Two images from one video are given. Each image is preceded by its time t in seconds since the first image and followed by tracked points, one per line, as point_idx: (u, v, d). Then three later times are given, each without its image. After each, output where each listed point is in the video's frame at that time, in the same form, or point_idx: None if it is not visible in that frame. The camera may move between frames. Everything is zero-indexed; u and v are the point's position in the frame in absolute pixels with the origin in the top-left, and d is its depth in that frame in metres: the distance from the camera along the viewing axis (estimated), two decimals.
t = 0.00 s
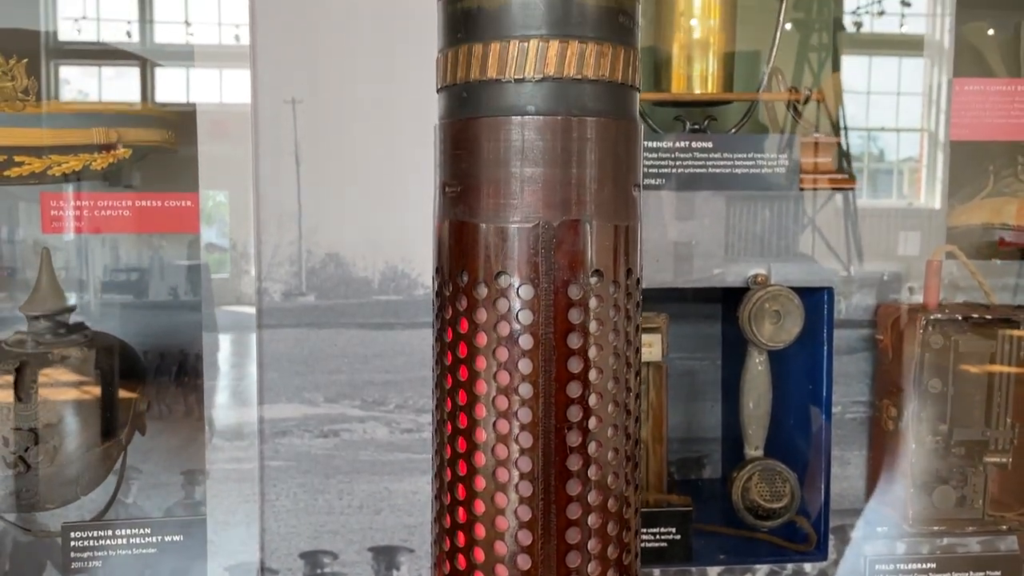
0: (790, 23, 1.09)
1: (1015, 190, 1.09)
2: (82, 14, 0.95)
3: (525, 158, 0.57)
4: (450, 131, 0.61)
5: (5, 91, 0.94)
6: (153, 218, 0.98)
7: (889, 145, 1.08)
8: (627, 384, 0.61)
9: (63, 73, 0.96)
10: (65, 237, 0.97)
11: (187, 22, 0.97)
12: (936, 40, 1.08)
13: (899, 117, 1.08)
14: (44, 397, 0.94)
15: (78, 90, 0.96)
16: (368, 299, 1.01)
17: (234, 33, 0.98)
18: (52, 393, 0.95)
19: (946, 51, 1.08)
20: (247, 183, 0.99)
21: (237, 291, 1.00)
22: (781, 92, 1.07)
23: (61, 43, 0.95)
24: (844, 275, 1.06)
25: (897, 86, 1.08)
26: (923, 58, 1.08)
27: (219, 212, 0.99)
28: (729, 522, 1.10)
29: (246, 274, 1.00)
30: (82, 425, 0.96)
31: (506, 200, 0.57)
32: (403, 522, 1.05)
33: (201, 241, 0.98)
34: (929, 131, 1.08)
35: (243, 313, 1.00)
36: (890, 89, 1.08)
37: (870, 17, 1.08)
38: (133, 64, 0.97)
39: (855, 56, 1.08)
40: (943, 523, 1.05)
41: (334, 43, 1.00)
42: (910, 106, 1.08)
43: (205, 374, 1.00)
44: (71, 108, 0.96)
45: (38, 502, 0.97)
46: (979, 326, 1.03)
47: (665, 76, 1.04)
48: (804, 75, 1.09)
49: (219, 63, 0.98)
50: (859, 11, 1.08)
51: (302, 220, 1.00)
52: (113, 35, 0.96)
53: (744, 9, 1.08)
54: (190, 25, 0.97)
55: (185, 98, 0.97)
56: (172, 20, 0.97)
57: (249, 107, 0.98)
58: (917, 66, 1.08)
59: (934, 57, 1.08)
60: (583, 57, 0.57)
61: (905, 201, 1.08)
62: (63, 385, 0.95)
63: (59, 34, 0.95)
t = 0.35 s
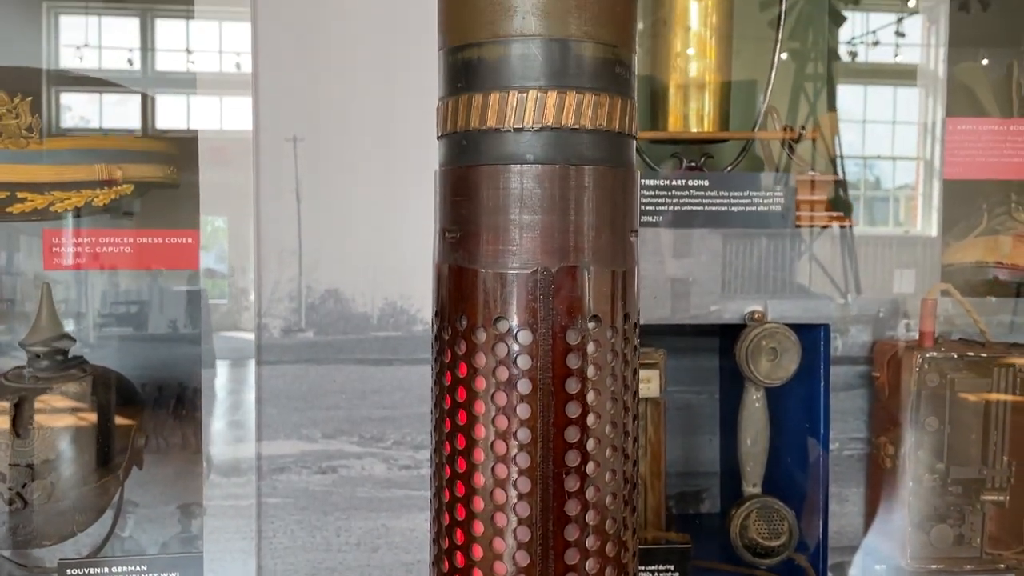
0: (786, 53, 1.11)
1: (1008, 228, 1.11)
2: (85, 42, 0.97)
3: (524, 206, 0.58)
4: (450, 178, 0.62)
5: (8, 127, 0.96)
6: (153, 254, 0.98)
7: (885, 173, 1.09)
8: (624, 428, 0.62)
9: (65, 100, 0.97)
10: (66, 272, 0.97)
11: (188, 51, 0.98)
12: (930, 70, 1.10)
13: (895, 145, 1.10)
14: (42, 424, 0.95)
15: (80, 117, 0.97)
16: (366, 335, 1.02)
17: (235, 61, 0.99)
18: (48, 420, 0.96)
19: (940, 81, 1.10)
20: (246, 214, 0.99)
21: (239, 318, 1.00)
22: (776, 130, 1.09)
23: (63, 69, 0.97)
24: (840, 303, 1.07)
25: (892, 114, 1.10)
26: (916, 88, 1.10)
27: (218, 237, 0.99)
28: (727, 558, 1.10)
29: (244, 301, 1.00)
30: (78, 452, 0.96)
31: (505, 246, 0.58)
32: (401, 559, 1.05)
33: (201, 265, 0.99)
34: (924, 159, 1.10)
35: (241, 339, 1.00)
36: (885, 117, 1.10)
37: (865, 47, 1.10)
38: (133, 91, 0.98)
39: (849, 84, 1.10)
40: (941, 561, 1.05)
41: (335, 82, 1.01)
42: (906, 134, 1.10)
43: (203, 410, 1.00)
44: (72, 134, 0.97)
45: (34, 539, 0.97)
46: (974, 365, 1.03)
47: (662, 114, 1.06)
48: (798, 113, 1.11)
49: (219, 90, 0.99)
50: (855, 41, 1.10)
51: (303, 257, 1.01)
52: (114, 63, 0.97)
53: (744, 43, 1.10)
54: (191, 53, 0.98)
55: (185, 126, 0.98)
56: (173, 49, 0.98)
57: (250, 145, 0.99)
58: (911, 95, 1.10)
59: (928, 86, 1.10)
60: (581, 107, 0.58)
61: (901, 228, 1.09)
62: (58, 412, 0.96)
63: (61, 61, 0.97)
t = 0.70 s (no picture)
0: (781, 85, 1.13)
1: (1000, 266, 1.12)
2: (86, 72, 0.98)
3: (518, 252, 0.58)
4: (445, 222, 0.63)
5: (8, 164, 0.97)
6: (150, 291, 0.98)
7: (881, 205, 1.11)
8: (618, 473, 0.62)
9: (65, 128, 0.97)
10: (63, 309, 0.98)
11: (189, 80, 0.99)
12: (924, 102, 1.12)
13: (890, 177, 1.11)
14: (36, 453, 0.96)
15: (80, 146, 0.98)
16: (361, 372, 1.02)
17: (235, 91, 1.00)
18: (43, 449, 0.96)
19: (934, 113, 1.12)
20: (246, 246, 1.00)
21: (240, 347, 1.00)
22: (770, 169, 1.10)
23: (63, 99, 0.97)
24: (838, 332, 1.07)
25: (887, 146, 1.11)
26: (910, 119, 1.12)
27: (218, 264, 0.99)
28: None
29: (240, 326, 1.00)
30: (71, 481, 0.97)
31: (499, 291, 0.59)
32: None
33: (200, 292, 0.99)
34: (919, 190, 1.11)
35: (238, 370, 1.00)
36: (880, 149, 1.11)
37: (859, 79, 1.11)
38: (133, 120, 0.98)
39: (843, 115, 1.12)
40: None
41: (333, 120, 1.02)
42: (899, 165, 1.11)
43: (197, 443, 1.00)
44: (72, 164, 0.98)
45: None
46: (969, 405, 1.03)
47: (656, 152, 1.08)
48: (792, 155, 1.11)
49: (219, 120, 0.99)
50: (849, 73, 1.12)
51: (299, 294, 1.01)
52: (115, 92, 0.98)
53: (738, 75, 1.11)
54: (191, 83, 0.99)
55: (185, 156, 0.99)
56: (174, 79, 0.99)
57: (249, 183, 1.00)
58: (905, 127, 1.12)
59: (922, 118, 1.12)
60: (574, 154, 0.59)
61: (896, 258, 1.10)
62: (52, 441, 0.96)
63: (62, 91, 0.97)
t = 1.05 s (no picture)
0: (776, 119, 1.16)
1: (992, 311, 1.13)
2: (87, 104, 0.99)
3: (513, 310, 0.59)
4: (442, 280, 0.64)
5: (11, 211, 0.98)
6: (150, 336, 0.99)
7: (877, 237, 1.13)
8: (612, 529, 0.62)
9: (65, 161, 0.99)
10: (63, 354, 0.98)
11: (189, 113, 1.00)
12: (918, 135, 1.15)
13: (885, 211, 1.13)
14: (31, 486, 0.96)
15: (79, 176, 0.99)
16: (358, 418, 1.02)
17: (235, 123, 1.01)
18: (38, 482, 0.96)
19: (928, 148, 1.15)
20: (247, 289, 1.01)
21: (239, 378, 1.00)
22: (764, 216, 1.11)
23: (64, 131, 0.99)
24: (835, 364, 1.08)
25: (882, 179, 1.14)
26: (905, 153, 1.14)
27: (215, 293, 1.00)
28: None
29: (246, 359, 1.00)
30: (66, 514, 0.97)
31: (494, 349, 0.59)
32: None
33: (196, 321, 1.00)
34: (914, 223, 1.13)
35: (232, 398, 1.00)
36: (875, 181, 1.13)
37: (854, 113, 1.14)
38: (132, 153, 1.00)
39: (840, 149, 1.14)
40: None
41: (332, 167, 1.04)
42: (894, 199, 1.13)
43: (193, 484, 1.00)
44: (72, 195, 0.99)
45: None
46: (962, 452, 1.03)
47: (652, 199, 1.10)
48: (787, 192, 1.14)
49: (219, 152, 1.01)
50: (844, 107, 1.15)
51: (298, 341, 1.02)
52: (116, 125, 1.00)
53: (734, 107, 1.14)
54: (191, 115, 1.00)
55: (185, 187, 1.00)
56: (175, 111, 1.01)
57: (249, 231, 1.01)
58: (899, 162, 1.14)
59: (915, 152, 1.14)
60: (568, 215, 0.60)
61: (893, 289, 1.12)
62: (48, 474, 0.96)
63: (63, 123, 0.99)
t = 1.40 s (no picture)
0: (773, 151, 1.18)
1: (987, 358, 1.14)
2: (88, 135, 1.00)
3: (516, 371, 0.60)
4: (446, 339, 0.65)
5: (17, 257, 0.99)
6: (154, 383, 1.00)
7: (874, 267, 1.15)
8: None
9: (64, 189, 1.00)
10: (67, 402, 0.99)
11: (190, 144, 1.02)
12: (915, 167, 1.16)
13: (882, 241, 1.15)
14: (25, 518, 0.95)
15: (79, 206, 1.00)
16: (359, 464, 1.02)
17: (235, 154, 1.02)
18: (32, 513, 0.96)
19: (924, 180, 1.17)
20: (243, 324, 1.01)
21: (238, 410, 1.01)
22: (760, 263, 1.12)
23: (66, 161, 1.00)
24: (833, 397, 1.09)
25: (878, 212, 1.16)
26: (902, 186, 1.16)
27: (212, 322, 1.01)
28: None
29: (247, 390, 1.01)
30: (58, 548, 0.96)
31: (497, 411, 0.60)
32: None
33: (194, 350, 1.00)
34: (912, 255, 1.15)
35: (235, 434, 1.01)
36: (873, 215, 1.16)
37: (850, 146, 1.17)
38: (132, 182, 1.01)
39: (836, 181, 1.17)
40: None
41: (335, 214, 1.04)
42: (891, 231, 1.15)
43: (190, 527, 1.00)
44: (71, 224, 1.00)
45: None
46: (961, 502, 1.04)
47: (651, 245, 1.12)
48: (784, 224, 1.16)
49: (218, 182, 1.02)
50: (840, 140, 1.17)
51: (299, 388, 1.02)
52: (116, 155, 1.00)
53: (733, 139, 1.17)
54: (192, 146, 1.02)
55: (185, 217, 1.01)
56: (176, 141, 1.02)
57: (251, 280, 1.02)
58: (896, 194, 1.16)
59: (912, 185, 1.16)
60: (571, 278, 0.61)
61: (890, 319, 1.13)
62: (41, 504, 0.96)
63: (64, 153, 1.00)
